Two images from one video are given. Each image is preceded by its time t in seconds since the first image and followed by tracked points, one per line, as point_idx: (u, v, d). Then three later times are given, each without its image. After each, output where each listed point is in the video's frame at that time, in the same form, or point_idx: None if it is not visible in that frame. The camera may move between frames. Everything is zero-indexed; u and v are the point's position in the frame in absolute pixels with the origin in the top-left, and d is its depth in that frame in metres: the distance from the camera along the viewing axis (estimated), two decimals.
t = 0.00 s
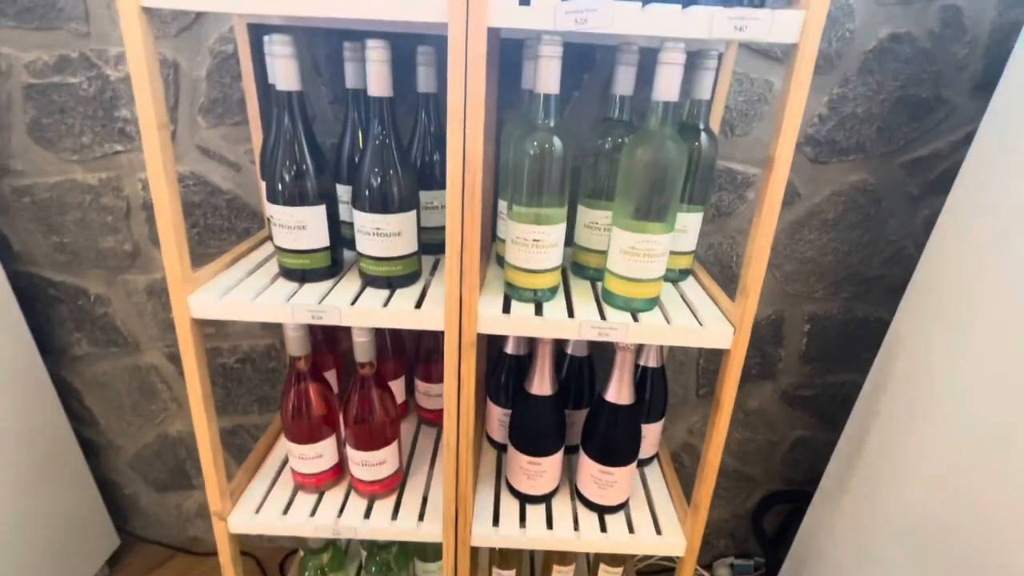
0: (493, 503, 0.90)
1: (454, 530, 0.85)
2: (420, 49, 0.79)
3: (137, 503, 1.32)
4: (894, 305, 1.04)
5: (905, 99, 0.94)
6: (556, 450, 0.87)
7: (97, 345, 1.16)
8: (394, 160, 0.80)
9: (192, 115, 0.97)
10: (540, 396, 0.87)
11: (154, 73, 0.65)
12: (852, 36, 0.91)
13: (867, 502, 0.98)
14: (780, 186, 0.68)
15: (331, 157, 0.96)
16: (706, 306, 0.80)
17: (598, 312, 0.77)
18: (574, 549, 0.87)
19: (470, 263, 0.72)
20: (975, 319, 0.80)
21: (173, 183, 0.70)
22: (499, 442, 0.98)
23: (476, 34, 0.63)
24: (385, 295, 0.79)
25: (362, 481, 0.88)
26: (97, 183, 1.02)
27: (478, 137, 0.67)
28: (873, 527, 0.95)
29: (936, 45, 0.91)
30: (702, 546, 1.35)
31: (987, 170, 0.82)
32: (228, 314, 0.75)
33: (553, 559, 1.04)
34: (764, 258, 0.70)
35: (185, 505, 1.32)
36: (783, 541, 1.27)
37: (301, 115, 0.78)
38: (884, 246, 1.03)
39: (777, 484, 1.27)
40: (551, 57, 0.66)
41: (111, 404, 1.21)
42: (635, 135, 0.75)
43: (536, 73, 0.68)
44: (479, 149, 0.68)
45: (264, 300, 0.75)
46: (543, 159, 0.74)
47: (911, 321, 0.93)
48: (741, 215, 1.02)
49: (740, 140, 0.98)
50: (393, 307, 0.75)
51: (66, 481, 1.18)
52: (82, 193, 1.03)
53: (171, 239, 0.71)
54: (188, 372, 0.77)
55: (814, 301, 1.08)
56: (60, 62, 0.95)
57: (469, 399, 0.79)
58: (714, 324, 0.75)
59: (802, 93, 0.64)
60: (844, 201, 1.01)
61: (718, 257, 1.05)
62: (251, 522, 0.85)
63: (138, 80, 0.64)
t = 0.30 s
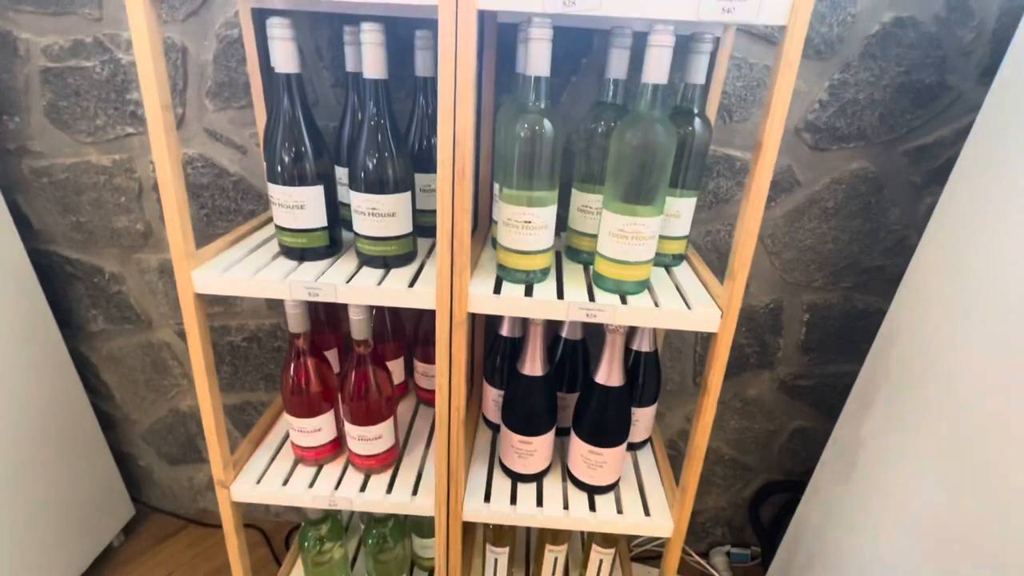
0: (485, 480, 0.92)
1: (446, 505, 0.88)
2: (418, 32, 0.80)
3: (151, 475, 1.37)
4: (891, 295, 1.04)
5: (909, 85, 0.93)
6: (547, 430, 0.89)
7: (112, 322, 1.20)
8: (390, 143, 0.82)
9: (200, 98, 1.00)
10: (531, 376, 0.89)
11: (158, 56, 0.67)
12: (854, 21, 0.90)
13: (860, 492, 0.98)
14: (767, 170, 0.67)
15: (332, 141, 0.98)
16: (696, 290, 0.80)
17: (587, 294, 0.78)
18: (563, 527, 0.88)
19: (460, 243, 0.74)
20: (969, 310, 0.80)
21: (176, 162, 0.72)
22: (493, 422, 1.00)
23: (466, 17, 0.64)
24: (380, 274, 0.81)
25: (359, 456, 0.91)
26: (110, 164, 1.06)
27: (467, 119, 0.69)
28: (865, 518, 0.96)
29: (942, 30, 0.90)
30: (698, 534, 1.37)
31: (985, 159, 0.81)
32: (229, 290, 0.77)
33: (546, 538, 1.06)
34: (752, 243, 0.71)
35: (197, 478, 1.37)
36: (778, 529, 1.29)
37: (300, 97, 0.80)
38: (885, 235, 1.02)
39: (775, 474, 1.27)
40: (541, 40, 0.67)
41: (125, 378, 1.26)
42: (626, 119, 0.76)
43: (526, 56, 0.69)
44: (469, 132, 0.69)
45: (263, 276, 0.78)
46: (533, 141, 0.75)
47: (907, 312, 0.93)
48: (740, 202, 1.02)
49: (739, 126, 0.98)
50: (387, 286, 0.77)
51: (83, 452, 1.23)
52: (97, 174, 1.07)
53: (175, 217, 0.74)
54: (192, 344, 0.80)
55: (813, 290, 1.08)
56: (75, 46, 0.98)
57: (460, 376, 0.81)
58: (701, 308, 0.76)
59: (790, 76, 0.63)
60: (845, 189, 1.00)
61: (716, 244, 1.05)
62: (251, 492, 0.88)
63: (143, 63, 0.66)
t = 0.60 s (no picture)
0: (482, 460, 0.94)
1: (443, 483, 0.90)
2: (421, 18, 0.81)
3: (165, 453, 1.42)
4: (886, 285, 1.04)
5: (912, 72, 0.92)
6: (543, 412, 0.91)
7: (127, 303, 1.24)
8: (389, 128, 0.84)
9: (210, 85, 1.03)
10: (527, 359, 0.91)
11: (167, 42, 0.69)
12: (857, 7, 0.89)
13: (854, 484, 0.99)
14: (759, 154, 0.67)
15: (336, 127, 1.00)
16: (690, 276, 0.81)
17: (580, 277, 0.79)
18: (557, 507, 0.90)
19: (456, 226, 0.76)
20: (965, 303, 0.80)
21: (185, 146, 0.74)
22: (491, 404, 1.02)
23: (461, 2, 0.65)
24: (380, 256, 0.83)
25: (359, 434, 0.93)
26: (125, 149, 1.10)
27: (463, 104, 0.70)
28: (858, 509, 0.96)
29: (947, 16, 0.89)
30: (697, 523, 1.38)
31: (983, 152, 0.81)
32: (234, 268, 0.80)
33: (542, 521, 1.08)
34: (743, 228, 0.71)
35: (208, 457, 1.42)
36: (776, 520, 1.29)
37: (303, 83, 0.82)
38: (887, 226, 1.02)
39: (775, 465, 1.28)
40: (536, 26, 0.67)
41: (140, 358, 1.30)
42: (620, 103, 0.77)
43: (521, 41, 0.69)
44: (464, 116, 0.71)
45: (267, 256, 0.80)
46: (528, 125, 0.77)
47: (903, 304, 0.93)
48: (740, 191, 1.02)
49: (739, 113, 0.98)
50: (386, 267, 0.79)
51: (100, 428, 1.27)
52: (112, 158, 1.10)
53: (184, 197, 0.77)
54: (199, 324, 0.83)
55: (813, 280, 1.08)
56: (92, 34, 1.01)
57: (456, 356, 0.83)
58: (694, 293, 0.77)
59: (782, 59, 0.62)
60: (847, 177, 0.99)
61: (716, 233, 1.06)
62: (255, 466, 0.92)
63: (152, 49, 0.68)
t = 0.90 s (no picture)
0: (481, 443, 0.97)
1: (443, 464, 0.93)
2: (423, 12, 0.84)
3: (178, 435, 1.46)
4: (882, 278, 1.05)
5: (910, 65, 0.93)
6: (539, 397, 0.93)
7: (143, 289, 1.28)
8: (392, 119, 0.87)
9: (222, 77, 1.06)
10: (525, 344, 0.93)
11: (181, 35, 0.72)
12: None
13: (853, 478, 1.00)
14: (750, 144, 0.68)
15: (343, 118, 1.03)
16: (683, 264, 0.83)
17: (576, 264, 0.81)
18: (553, 489, 0.92)
19: (455, 213, 0.78)
20: (959, 298, 0.81)
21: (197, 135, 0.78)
22: (491, 389, 1.05)
23: None
24: (382, 242, 0.86)
25: (363, 415, 0.96)
26: (141, 139, 1.14)
27: (462, 95, 0.72)
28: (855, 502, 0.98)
29: (946, 9, 0.89)
30: (696, 513, 1.39)
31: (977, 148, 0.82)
32: (243, 253, 0.83)
33: (540, 505, 1.11)
34: (734, 216, 0.72)
35: (219, 440, 1.46)
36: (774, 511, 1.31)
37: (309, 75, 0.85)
38: (885, 218, 1.03)
39: (773, 456, 1.29)
40: (532, 18, 0.69)
41: (154, 342, 1.34)
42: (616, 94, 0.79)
43: (519, 33, 0.71)
44: (463, 107, 0.73)
45: (274, 241, 0.83)
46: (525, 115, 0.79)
47: (900, 298, 0.95)
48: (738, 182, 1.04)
49: (737, 106, 1.00)
50: (388, 253, 0.82)
51: (116, 410, 1.32)
52: (129, 148, 1.14)
53: (196, 188, 0.80)
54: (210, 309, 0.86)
55: (812, 272, 1.09)
56: (109, 28, 1.05)
57: (455, 340, 0.86)
58: (686, 279, 0.78)
59: (773, 49, 0.63)
60: (845, 169, 1.00)
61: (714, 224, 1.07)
62: (264, 445, 0.95)
63: (167, 42, 0.72)
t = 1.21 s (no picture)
0: (479, 427, 0.99)
1: (442, 447, 0.96)
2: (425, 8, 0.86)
3: (188, 422, 1.50)
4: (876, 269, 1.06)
5: (903, 58, 0.94)
6: (536, 383, 0.95)
7: (155, 279, 1.32)
8: (394, 112, 0.90)
9: (232, 72, 1.10)
10: (523, 331, 0.95)
11: (193, 29, 0.75)
12: None
13: (845, 472, 1.02)
14: (739, 134, 0.70)
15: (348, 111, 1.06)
16: (676, 252, 0.85)
17: (571, 252, 0.84)
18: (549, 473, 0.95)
19: (454, 202, 0.81)
20: (947, 295, 0.83)
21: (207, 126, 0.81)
22: (491, 376, 1.07)
23: None
24: (384, 230, 0.88)
25: (365, 399, 0.99)
26: (154, 132, 1.17)
27: (460, 87, 0.75)
28: (849, 494, 0.99)
29: (939, 2, 0.91)
30: (695, 505, 1.41)
31: (963, 143, 0.85)
32: (250, 240, 0.86)
33: (538, 491, 1.14)
34: (724, 205, 0.74)
35: (227, 427, 1.49)
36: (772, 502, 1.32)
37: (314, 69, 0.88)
38: (880, 210, 1.04)
39: (771, 448, 1.31)
40: (529, 12, 0.71)
41: (165, 331, 1.38)
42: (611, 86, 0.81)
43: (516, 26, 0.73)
44: (461, 99, 0.76)
45: (280, 229, 0.86)
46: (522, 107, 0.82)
47: (894, 290, 0.96)
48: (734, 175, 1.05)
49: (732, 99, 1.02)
50: (390, 240, 0.85)
51: (129, 395, 1.36)
52: (143, 141, 1.18)
53: (207, 181, 0.83)
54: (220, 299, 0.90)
55: (808, 264, 1.11)
56: (125, 24, 1.09)
57: (454, 326, 0.88)
58: (678, 267, 0.80)
59: (761, 41, 0.65)
60: (840, 162, 1.02)
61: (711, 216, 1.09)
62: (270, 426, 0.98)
63: (179, 36, 0.74)
